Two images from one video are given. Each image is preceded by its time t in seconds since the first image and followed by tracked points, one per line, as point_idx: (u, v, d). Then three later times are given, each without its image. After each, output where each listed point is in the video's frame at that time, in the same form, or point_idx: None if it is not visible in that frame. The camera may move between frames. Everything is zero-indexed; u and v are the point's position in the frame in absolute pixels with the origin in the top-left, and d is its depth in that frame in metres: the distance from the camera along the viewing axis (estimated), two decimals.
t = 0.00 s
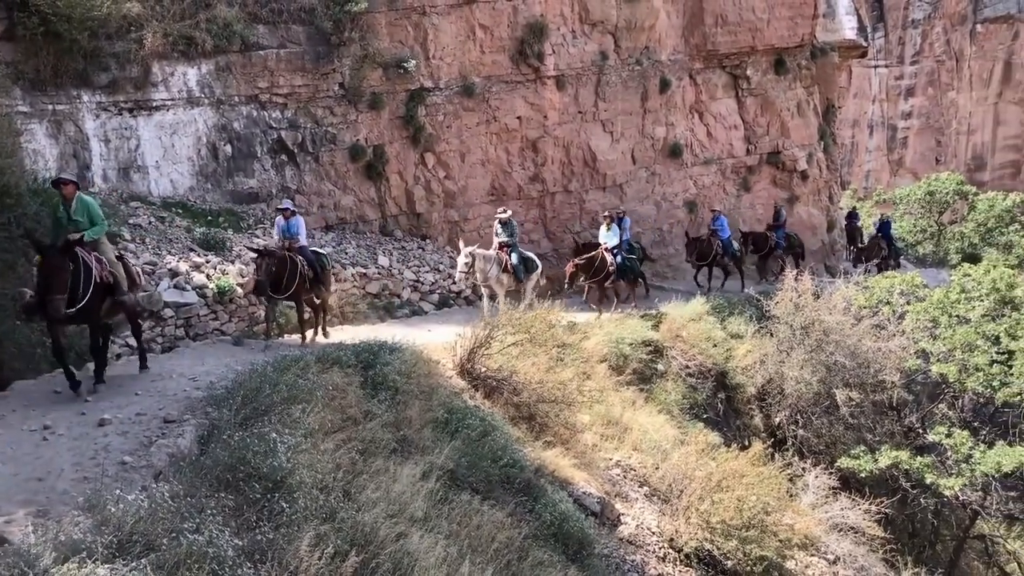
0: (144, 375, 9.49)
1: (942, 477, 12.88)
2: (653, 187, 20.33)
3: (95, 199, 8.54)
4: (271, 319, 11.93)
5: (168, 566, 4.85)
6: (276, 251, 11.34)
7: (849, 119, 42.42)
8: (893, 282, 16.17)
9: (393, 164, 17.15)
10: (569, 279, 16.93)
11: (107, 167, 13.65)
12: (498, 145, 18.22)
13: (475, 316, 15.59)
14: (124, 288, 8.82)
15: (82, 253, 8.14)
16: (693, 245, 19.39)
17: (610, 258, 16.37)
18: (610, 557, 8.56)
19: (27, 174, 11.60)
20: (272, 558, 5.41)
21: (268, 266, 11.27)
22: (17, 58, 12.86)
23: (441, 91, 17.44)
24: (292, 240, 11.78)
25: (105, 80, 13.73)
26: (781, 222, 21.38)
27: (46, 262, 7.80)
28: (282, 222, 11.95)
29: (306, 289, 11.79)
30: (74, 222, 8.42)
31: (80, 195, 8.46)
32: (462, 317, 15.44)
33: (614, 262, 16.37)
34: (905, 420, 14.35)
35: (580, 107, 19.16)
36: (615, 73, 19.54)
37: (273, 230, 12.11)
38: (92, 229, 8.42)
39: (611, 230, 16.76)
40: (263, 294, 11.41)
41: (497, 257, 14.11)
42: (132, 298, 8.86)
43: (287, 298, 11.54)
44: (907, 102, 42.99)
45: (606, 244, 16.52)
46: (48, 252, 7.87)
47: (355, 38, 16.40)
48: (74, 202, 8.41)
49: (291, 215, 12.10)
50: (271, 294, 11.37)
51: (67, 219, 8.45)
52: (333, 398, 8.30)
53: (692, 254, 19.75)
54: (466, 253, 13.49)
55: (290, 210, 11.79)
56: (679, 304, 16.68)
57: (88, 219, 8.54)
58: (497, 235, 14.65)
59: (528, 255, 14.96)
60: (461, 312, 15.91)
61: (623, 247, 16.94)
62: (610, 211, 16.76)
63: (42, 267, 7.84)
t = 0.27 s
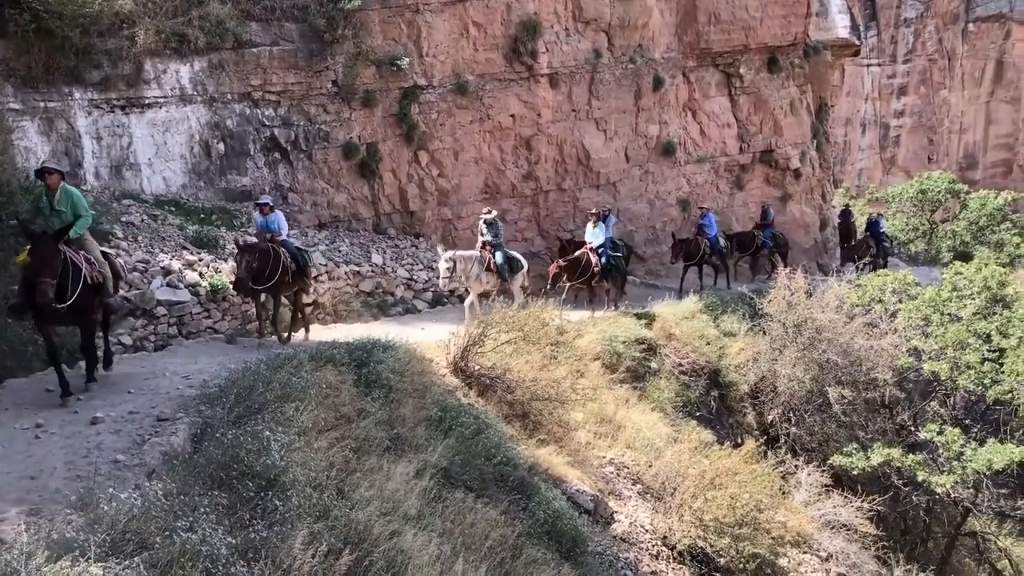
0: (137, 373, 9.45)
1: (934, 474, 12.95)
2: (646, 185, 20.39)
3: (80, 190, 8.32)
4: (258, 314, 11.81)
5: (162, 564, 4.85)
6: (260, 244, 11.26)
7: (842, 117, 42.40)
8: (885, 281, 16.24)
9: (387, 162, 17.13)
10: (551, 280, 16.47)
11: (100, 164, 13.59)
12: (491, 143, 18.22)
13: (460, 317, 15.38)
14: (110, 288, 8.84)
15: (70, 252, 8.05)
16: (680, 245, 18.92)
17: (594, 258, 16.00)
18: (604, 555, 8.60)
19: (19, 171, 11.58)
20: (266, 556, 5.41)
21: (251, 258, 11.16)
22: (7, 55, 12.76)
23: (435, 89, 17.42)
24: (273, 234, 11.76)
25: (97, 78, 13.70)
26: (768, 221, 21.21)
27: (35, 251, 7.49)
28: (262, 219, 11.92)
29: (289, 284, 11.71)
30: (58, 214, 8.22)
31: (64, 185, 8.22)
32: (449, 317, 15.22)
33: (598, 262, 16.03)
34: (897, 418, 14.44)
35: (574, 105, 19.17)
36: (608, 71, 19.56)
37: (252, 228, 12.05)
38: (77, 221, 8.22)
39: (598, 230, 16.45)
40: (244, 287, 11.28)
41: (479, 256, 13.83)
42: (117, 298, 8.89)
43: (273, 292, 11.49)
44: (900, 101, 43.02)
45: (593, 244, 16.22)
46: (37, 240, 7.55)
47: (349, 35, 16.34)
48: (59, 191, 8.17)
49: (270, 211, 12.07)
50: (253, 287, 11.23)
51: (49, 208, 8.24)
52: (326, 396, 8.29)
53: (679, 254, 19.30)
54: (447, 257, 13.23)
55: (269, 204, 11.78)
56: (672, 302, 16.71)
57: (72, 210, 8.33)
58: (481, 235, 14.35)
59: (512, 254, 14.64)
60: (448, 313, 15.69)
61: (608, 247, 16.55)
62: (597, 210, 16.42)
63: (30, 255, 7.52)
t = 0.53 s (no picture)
0: (133, 374, 9.43)
1: (929, 474, 12.98)
2: (643, 185, 20.41)
3: (71, 189, 8.17)
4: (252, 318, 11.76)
5: (158, 564, 4.84)
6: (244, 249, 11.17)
7: (839, 118, 42.68)
8: (880, 281, 16.29)
9: (383, 162, 17.12)
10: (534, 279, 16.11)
11: (95, 164, 13.57)
12: (488, 143, 18.22)
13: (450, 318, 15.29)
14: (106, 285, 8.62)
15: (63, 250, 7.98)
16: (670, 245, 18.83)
17: (581, 258, 15.80)
18: (600, 555, 8.61)
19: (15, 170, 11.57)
20: (262, 557, 5.41)
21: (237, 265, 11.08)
22: (3, 55, 12.79)
23: (431, 89, 17.41)
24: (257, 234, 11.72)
25: (93, 77, 13.67)
26: (756, 221, 21.22)
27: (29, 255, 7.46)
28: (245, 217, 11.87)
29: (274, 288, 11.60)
30: (49, 216, 8.03)
31: (55, 184, 8.03)
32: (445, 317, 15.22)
33: (584, 261, 15.84)
34: (892, 418, 14.45)
35: (570, 105, 19.19)
36: (605, 72, 19.58)
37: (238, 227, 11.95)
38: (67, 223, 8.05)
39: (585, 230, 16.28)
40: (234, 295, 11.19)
41: (467, 255, 13.65)
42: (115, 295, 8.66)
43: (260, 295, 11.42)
44: (896, 101, 43.10)
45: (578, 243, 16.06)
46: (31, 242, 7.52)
47: (345, 35, 16.35)
48: (49, 192, 7.97)
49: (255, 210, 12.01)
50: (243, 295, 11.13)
51: (40, 209, 7.98)
52: (322, 397, 8.29)
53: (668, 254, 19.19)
54: (437, 250, 12.92)
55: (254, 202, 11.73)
56: (669, 303, 16.73)
57: (64, 210, 8.17)
58: (468, 233, 14.22)
59: (499, 253, 14.52)
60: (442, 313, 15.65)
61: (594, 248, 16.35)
62: (587, 209, 16.30)
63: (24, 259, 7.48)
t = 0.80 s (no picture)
0: (130, 376, 9.42)
1: (927, 475, 13.01)
2: (640, 187, 20.42)
3: (63, 191, 8.00)
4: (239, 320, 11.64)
5: (154, 567, 4.82)
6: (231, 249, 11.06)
7: (835, 118, 42.23)
8: (878, 282, 16.29)
9: (380, 164, 17.11)
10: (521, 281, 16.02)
11: (92, 166, 13.55)
12: (485, 145, 18.22)
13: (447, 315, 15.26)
14: (103, 286, 8.45)
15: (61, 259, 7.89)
16: (658, 248, 19.04)
17: (569, 259, 15.59)
18: (598, 556, 8.61)
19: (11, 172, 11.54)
20: (259, 559, 5.39)
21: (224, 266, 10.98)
22: None
23: (428, 91, 17.41)
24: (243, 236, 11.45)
25: (89, 79, 13.64)
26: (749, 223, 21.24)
27: (33, 269, 7.45)
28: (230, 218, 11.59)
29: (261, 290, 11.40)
30: (42, 219, 7.87)
31: (46, 186, 7.89)
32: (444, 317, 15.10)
33: (572, 263, 15.59)
34: (889, 418, 14.57)
35: (567, 106, 19.19)
36: (602, 73, 19.59)
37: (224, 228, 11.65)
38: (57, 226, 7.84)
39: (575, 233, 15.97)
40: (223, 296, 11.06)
41: (455, 256, 13.42)
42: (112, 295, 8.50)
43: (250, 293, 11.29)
44: (892, 103, 43.38)
45: (567, 246, 15.78)
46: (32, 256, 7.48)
47: (342, 37, 16.34)
48: (42, 195, 7.83)
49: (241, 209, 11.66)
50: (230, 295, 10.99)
51: (31, 212, 7.84)
52: (319, 398, 8.28)
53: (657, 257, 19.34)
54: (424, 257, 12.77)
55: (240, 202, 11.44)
56: (666, 304, 16.76)
57: (56, 213, 7.96)
58: (456, 235, 14.02)
59: (488, 254, 14.28)
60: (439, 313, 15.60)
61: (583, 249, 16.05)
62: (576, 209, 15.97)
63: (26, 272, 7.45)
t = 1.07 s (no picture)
0: (125, 378, 9.40)
1: (922, 475, 13.04)
2: (636, 188, 20.45)
3: (53, 192, 8.00)
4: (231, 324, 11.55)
5: (150, 569, 4.81)
6: (215, 253, 10.75)
7: (830, 120, 42.54)
8: (873, 283, 16.34)
9: (375, 165, 17.11)
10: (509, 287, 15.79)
11: (87, 167, 13.53)
12: (481, 146, 18.23)
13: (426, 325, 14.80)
14: (100, 290, 8.41)
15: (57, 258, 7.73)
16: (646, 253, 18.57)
17: (556, 261, 15.51)
18: (594, 557, 8.62)
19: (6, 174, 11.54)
20: (255, 561, 5.39)
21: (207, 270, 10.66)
22: None
23: (423, 92, 17.41)
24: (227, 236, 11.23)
25: (84, 81, 13.61)
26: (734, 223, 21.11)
27: (32, 265, 7.20)
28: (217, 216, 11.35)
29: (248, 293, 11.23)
30: (35, 219, 7.86)
31: (36, 187, 7.89)
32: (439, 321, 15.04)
33: (559, 266, 15.50)
34: (885, 418, 14.60)
35: (563, 108, 19.21)
36: (597, 74, 19.62)
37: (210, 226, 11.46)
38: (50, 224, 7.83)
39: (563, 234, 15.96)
40: (204, 301, 10.72)
41: (441, 261, 13.45)
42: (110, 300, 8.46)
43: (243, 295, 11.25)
44: (887, 104, 43.38)
45: (555, 249, 15.70)
46: (29, 251, 7.22)
47: (337, 38, 16.34)
48: (32, 196, 7.84)
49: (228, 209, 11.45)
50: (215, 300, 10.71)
51: (22, 213, 7.82)
52: (315, 400, 8.28)
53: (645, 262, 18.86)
54: (410, 260, 12.96)
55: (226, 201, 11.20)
56: (662, 305, 16.80)
57: (48, 214, 7.96)
58: (442, 238, 13.88)
59: (474, 258, 14.19)
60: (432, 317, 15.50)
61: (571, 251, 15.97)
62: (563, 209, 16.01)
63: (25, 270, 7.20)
